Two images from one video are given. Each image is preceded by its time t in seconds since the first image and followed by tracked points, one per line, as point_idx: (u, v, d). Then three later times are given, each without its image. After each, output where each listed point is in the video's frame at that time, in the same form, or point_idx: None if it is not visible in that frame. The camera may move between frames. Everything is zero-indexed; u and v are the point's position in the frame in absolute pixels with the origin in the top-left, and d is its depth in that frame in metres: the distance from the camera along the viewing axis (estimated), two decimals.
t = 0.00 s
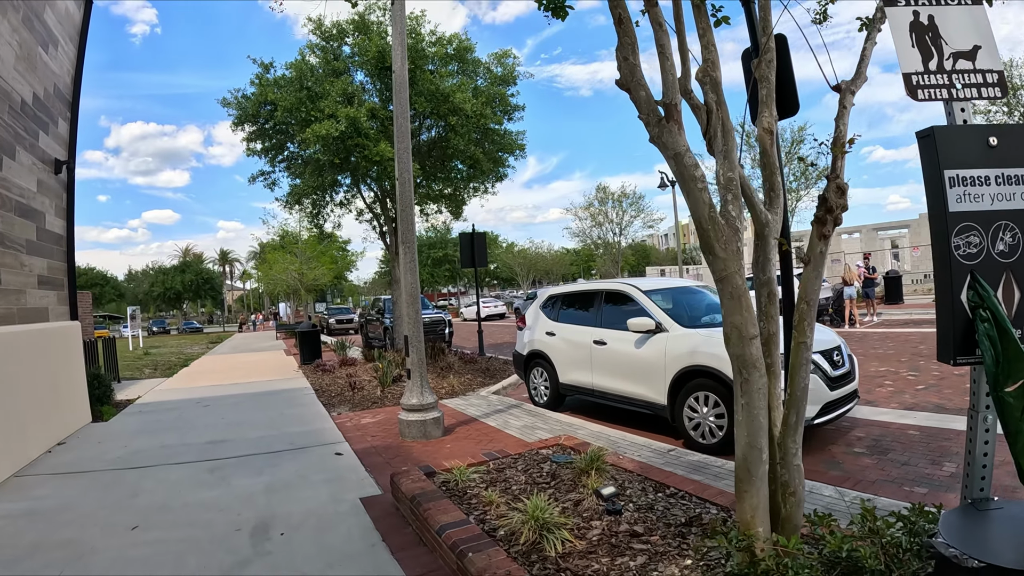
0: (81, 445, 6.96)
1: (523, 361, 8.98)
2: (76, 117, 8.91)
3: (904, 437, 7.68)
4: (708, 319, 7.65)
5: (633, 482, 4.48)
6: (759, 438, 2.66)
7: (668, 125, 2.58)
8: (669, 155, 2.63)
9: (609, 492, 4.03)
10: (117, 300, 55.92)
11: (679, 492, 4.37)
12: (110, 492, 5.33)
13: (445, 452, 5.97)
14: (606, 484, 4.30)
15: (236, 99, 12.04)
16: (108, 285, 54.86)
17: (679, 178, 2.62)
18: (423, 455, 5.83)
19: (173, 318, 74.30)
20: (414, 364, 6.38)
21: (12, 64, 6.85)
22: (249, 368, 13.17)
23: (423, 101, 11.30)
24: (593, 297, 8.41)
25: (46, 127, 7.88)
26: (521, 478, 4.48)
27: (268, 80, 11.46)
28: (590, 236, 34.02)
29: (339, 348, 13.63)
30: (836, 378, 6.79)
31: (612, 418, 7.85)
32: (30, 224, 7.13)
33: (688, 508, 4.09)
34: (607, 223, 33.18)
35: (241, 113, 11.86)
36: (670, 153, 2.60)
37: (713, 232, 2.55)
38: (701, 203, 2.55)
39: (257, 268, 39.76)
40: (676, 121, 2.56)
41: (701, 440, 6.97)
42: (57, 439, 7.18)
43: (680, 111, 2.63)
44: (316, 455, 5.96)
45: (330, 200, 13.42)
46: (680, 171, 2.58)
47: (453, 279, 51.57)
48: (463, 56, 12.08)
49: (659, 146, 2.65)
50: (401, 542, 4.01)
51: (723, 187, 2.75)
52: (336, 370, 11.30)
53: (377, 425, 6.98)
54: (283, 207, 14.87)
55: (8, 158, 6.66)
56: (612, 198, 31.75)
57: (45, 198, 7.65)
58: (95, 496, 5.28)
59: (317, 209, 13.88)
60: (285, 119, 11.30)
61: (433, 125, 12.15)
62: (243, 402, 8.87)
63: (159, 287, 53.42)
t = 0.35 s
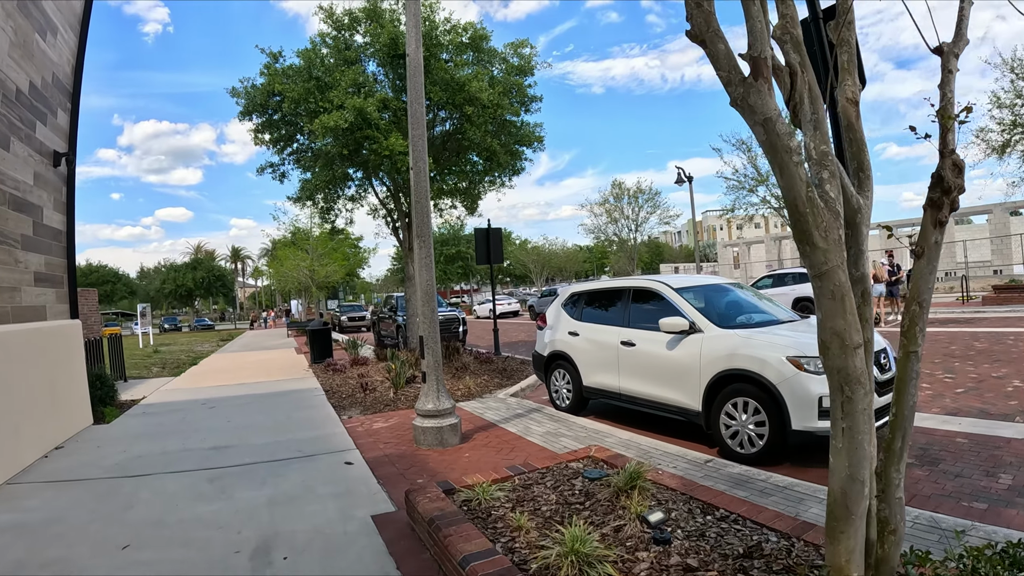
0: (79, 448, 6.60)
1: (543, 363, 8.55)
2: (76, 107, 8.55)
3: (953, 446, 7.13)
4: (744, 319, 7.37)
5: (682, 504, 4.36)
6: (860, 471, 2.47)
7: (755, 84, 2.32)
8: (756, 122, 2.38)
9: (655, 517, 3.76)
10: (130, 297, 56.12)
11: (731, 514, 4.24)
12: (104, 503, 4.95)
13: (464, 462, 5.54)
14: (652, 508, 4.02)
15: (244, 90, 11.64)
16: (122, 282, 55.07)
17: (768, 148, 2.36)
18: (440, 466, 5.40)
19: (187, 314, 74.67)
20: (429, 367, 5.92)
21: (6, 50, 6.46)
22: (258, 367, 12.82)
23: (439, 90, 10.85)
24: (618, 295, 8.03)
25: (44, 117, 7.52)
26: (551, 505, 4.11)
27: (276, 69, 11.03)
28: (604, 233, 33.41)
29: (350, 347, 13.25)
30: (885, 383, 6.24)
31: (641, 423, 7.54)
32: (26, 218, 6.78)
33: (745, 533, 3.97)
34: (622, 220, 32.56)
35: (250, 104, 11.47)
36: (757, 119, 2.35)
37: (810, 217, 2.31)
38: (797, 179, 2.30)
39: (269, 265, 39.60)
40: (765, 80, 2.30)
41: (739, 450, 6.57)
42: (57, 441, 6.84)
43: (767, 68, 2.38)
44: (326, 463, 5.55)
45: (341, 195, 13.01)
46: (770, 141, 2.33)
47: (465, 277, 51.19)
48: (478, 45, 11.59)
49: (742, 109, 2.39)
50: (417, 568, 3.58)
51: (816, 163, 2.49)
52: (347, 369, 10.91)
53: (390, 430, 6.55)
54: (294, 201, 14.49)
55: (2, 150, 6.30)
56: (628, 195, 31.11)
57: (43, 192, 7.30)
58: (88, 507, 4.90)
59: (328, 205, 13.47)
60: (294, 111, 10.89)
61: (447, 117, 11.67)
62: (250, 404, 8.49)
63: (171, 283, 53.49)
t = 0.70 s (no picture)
0: (85, 456, 6.26)
1: (570, 366, 8.11)
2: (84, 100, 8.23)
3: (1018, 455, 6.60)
4: (786, 319, 6.89)
5: (744, 524, 4.02)
6: (997, 496, 2.30)
7: (881, 35, 2.19)
8: (882, 80, 2.24)
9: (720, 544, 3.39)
10: (145, 299, 56.45)
11: (798, 535, 3.89)
12: (107, 518, 4.58)
13: (493, 474, 5.12)
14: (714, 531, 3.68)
15: (257, 85, 11.30)
16: (140, 283, 55.43)
17: (896, 110, 2.23)
18: (468, 478, 4.99)
19: (202, 315, 75.03)
20: (453, 371, 5.48)
21: (8, 39, 6.15)
22: (272, 369, 12.51)
23: (457, 82, 10.43)
24: (651, 294, 7.55)
25: (49, 112, 7.21)
26: (598, 525, 3.74)
27: (290, 63, 10.69)
28: (623, 232, 32.85)
29: (367, 348, 12.91)
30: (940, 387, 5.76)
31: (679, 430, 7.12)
32: (29, 216, 6.46)
33: (818, 557, 3.63)
34: (640, 218, 31.98)
35: (263, 98, 11.13)
36: (885, 76, 2.21)
37: (947, 193, 2.17)
38: (931, 148, 2.17)
39: (284, 266, 39.55)
40: (892, 31, 2.17)
41: (786, 458, 6.10)
42: (64, 448, 6.50)
43: (892, 16, 2.22)
44: (344, 474, 5.16)
45: (357, 192, 12.66)
46: (899, 102, 2.19)
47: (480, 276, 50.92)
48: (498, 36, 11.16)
49: (865, 65, 2.26)
50: None
51: (944, 130, 2.35)
52: (364, 372, 10.54)
53: (411, 438, 6.15)
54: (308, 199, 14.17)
55: (3, 144, 5.99)
56: (646, 192, 30.53)
57: (48, 189, 6.99)
58: (89, 522, 4.54)
59: (344, 202, 13.12)
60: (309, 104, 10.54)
61: (467, 112, 11.26)
62: (263, 408, 8.12)
63: (186, 284, 53.73)
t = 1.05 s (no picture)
0: (94, 463, 5.94)
1: (603, 369, 7.67)
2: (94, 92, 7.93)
3: None
4: (837, 320, 6.36)
5: (819, 549, 3.64)
6: None
7: None
8: None
9: None
10: (164, 298, 56.85)
11: (881, 561, 3.50)
12: (112, 533, 4.23)
13: (528, 488, 4.70)
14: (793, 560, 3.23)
15: (273, 78, 10.97)
16: (159, 282, 55.82)
17: None
18: (501, 492, 4.57)
19: (220, 314, 75.54)
20: (484, 377, 5.04)
21: (11, 27, 5.84)
22: (290, 369, 12.21)
23: (482, 72, 9.96)
24: (692, 293, 7.07)
25: (57, 104, 6.91)
26: (657, 551, 3.31)
27: (307, 54, 10.33)
28: (643, 230, 32.25)
29: (386, 349, 12.56)
30: (1004, 392, 5.23)
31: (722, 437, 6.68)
32: (35, 213, 6.15)
33: None
34: (661, 216, 31.36)
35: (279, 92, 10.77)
36: None
37: None
38: None
39: (301, 266, 39.47)
40: None
41: (841, 469, 5.59)
42: (72, 454, 6.19)
43: None
44: (367, 485, 4.77)
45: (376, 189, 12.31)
46: None
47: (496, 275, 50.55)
48: (522, 26, 10.71)
49: None
50: None
51: None
52: (384, 373, 10.18)
53: (438, 446, 5.74)
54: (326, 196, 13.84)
55: (6, 136, 5.68)
56: (668, 189, 29.89)
57: (56, 184, 6.69)
58: (94, 537, 4.19)
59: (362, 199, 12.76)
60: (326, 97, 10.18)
61: (490, 105, 10.83)
62: (280, 410, 7.77)
63: (203, 283, 54.00)
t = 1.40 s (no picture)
0: (94, 471, 5.55)
1: (632, 370, 7.18)
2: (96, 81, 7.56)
3: None
4: (890, 315, 5.80)
5: None
6: None
7: None
8: None
9: None
10: (179, 298, 57.13)
11: None
12: (104, 552, 3.82)
13: (563, 502, 4.22)
14: None
15: (284, 69, 10.58)
16: (173, 283, 55.99)
17: None
18: (534, 506, 4.11)
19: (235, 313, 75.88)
20: (512, 380, 4.58)
21: (3, 8, 5.46)
22: (303, 369, 11.85)
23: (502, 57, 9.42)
24: (731, 288, 6.55)
25: (55, 93, 6.55)
26: None
27: (318, 43, 9.93)
28: (661, 226, 31.61)
29: (402, 348, 12.16)
30: None
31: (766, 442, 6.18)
32: (31, 206, 5.78)
33: None
34: (680, 211, 30.72)
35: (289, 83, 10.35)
36: None
37: None
38: None
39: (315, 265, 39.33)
40: None
41: (900, 477, 5.03)
42: (72, 461, 5.81)
43: None
44: (386, 497, 4.33)
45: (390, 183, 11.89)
46: None
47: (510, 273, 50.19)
48: (542, 10, 10.22)
49: None
50: None
51: None
52: (400, 373, 9.75)
53: (461, 453, 5.29)
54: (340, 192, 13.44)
55: None
56: (686, 184, 29.23)
57: (54, 177, 6.32)
58: (83, 557, 3.78)
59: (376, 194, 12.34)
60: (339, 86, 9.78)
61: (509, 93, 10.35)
62: (291, 414, 7.38)
63: (217, 283, 54.14)
